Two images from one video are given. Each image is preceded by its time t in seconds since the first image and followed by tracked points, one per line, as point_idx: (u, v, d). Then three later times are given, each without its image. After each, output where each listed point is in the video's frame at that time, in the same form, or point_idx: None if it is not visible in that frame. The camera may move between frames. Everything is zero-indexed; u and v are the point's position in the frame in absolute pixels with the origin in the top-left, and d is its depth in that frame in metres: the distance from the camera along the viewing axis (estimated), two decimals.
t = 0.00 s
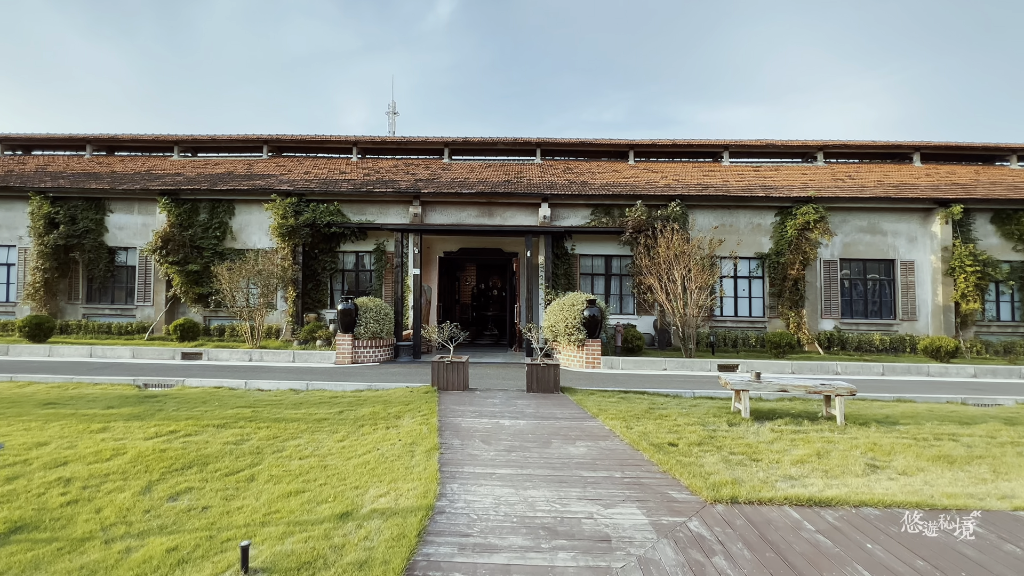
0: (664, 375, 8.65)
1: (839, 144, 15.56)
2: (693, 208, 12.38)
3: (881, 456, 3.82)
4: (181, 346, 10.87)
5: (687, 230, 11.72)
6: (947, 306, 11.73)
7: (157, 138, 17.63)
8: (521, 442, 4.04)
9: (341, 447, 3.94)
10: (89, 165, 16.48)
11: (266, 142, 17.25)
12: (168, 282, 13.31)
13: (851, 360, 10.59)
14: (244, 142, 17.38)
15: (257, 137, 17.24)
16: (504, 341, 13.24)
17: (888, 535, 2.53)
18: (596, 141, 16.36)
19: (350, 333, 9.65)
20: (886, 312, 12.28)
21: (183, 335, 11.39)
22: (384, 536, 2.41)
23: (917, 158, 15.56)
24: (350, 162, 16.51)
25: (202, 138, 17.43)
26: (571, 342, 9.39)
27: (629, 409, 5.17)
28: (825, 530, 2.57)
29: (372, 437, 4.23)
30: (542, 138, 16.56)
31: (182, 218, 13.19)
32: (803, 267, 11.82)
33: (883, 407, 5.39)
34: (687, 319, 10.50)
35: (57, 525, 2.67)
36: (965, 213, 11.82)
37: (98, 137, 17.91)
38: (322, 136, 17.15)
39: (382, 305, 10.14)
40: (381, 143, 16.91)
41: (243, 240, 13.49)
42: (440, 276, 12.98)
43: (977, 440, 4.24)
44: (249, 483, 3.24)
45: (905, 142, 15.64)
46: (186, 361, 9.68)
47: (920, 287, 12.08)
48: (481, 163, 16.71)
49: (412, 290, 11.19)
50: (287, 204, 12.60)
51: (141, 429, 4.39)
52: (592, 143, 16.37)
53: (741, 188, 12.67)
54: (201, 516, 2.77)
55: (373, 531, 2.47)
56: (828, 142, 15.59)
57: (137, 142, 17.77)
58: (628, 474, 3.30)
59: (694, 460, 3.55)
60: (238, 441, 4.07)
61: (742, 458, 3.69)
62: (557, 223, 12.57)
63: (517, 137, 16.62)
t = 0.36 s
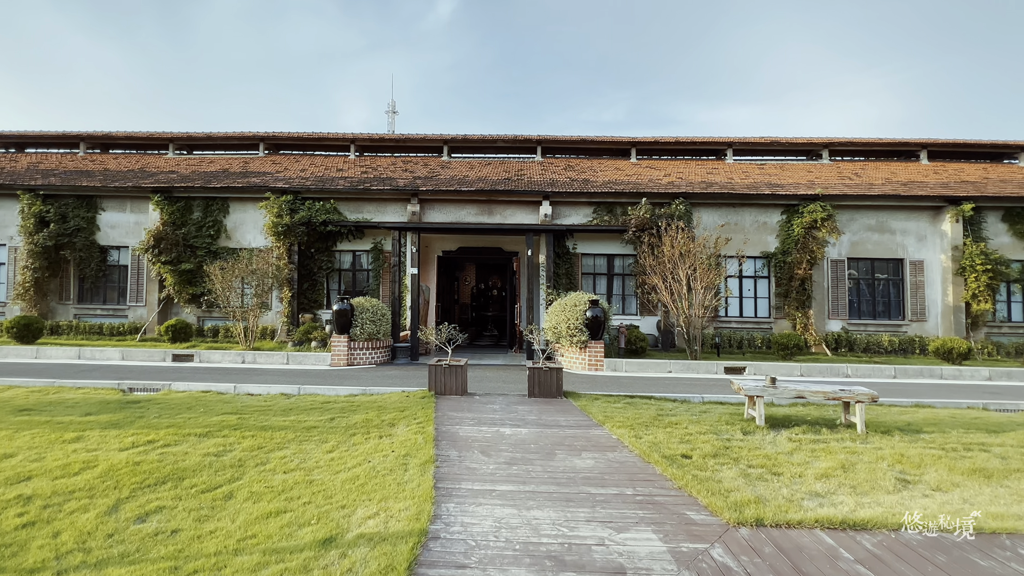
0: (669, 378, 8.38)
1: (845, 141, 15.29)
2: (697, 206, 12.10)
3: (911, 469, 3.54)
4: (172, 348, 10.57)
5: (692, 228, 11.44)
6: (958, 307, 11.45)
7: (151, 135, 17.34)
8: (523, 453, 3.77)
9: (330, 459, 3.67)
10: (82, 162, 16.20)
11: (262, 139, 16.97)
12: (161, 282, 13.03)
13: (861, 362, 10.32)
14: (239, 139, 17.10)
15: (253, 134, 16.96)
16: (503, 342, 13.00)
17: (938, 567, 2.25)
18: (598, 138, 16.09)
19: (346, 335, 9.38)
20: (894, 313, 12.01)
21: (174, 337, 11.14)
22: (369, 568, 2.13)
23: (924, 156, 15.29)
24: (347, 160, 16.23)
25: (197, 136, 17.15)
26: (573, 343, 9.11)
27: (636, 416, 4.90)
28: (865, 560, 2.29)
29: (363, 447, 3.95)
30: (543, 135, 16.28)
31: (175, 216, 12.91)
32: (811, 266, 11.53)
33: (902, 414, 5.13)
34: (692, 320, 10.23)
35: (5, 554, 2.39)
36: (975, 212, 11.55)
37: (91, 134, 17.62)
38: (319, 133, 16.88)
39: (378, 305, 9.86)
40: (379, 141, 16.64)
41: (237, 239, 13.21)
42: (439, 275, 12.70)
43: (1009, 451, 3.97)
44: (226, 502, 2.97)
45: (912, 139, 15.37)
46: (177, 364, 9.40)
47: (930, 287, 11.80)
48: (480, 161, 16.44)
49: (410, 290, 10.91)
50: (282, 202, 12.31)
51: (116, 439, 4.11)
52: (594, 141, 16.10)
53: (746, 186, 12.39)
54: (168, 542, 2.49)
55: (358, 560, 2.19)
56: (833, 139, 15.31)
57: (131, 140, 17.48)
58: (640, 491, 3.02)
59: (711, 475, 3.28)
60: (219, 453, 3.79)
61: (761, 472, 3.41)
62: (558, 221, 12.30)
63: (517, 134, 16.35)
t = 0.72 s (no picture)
0: (675, 380, 8.14)
1: (851, 138, 15.03)
2: (702, 204, 11.85)
3: (947, 481, 3.29)
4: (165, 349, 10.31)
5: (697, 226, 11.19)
6: (969, 307, 11.20)
7: (146, 132, 17.07)
8: (528, 463, 3.51)
9: (320, 471, 3.41)
10: (76, 160, 15.94)
11: (259, 136, 16.71)
12: (155, 281, 12.78)
13: (871, 363, 10.07)
14: (236, 137, 16.85)
15: (250, 131, 16.70)
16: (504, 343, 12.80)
17: None
18: (600, 135, 15.84)
19: (343, 335, 9.13)
20: (903, 313, 11.76)
21: (167, 337, 10.88)
22: None
23: (932, 154, 15.03)
24: (345, 157, 15.98)
25: (192, 133, 16.89)
26: (577, 344, 8.86)
27: (647, 422, 4.63)
28: None
29: (357, 456, 3.70)
30: (544, 132, 16.03)
31: (170, 214, 12.66)
32: (818, 265, 11.28)
33: (925, 420, 4.88)
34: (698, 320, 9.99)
35: None
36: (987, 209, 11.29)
37: (86, 131, 17.36)
38: (317, 130, 16.62)
39: (377, 304, 9.64)
40: (378, 138, 16.38)
41: (232, 237, 12.95)
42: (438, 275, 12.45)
43: None
44: (205, 520, 2.71)
45: (919, 136, 15.12)
46: (169, 365, 9.16)
47: (940, 286, 11.55)
48: (481, 158, 16.19)
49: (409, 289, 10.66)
50: (279, 200, 12.06)
51: (93, 448, 3.85)
52: (596, 138, 15.85)
53: (753, 183, 12.14)
54: (135, 569, 2.23)
55: None
56: (840, 136, 15.05)
57: (126, 137, 17.22)
58: (658, 508, 2.77)
59: (733, 489, 3.02)
60: (202, 463, 3.53)
61: (787, 485, 3.15)
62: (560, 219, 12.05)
63: (518, 131, 16.10)
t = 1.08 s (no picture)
0: (683, 384, 7.88)
1: (858, 136, 14.78)
2: (708, 202, 11.60)
3: (991, 500, 3.04)
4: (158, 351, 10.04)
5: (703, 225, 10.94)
6: (981, 307, 10.95)
7: (142, 130, 16.82)
8: (536, 479, 3.25)
9: (311, 488, 3.15)
10: (71, 158, 15.69)
11: (257, 134, 16.46)
12: (149, 282, 12.52)
13: (883, 366, 9.81)
14: (233, 135, 16.59)
15: (247, 129, 16.46)
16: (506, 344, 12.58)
17: None
18: (603, 133, 15.58)
19: (340, 337, 8.88)
20: (913, 314, 11.50)
21: (161, 339, 10.58)
22: None
23: (940, 152, 14.78)
24: (344, 156, 15.72)
25: (189, 132, 16.63)
26: (580, 346, 8.63)
27: (659, 432, 4.38)
28: None
29: (352, 471, 3.44)
30: (546, 130, 15.78)
31: (164, 213, 12.39)
32: (827, 265, 11.03)
33: (952, 429, 4.63)
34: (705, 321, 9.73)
35: None
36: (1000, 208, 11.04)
37: (81, 129, 17.11)
38: (315, 128, 16.36)
39: (376, 305, 9.39)
40: (377, 136, 16.12)
41: (228, 237, 12.68)
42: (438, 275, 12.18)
43: None
44: (181, 547, 2.45)
45: (927, 134, 14.87)
46: (161, 368, 8.92)
47: (952, 287, 11.30)
48: (481, 156, 15.94)
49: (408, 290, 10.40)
50: (276, 198, 11.81)
51: (69, 461, 3.59)
52: (599, 136, 15.59)
53: (759, 181, 11.89)
54: None
55: None
56: (846, 134, 14.80)
57: (121, 135, 16.96)
58: (682, 534, 2.51)
59: (762, 510, 2.76)
60: (183, 480, 3.27)
61: (818, 506, 2.89)
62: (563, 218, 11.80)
63: (519, 129, 15.85)
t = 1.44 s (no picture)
0: (690, 387, 7.64)
1: (863, 133, 14.54)
2: (713, 200, 11.36)
3: None
4: (150, 352, 9.79)
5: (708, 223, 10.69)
6: (993, 308, 10.71)
7: (137, 128, 16.58)
8: (542, 493, 3.01)
9: (299, 504, 2.90)
10: (65, 155, 15.45)
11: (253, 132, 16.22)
12: (142, 281, 12.29)
13: (893, 367, 9.57)
14: (230, 132, 16.35)
15: (244, 127, 16.22)
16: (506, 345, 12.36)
17: None
18: (605, 131, 15.35)
19: (337, 338, 8.65)
20: (923, 315, 11.26)
21: (154, 340, 10.34)
22: None
23: (947, 149, 14.53)
24: (342, 153, 15.48)
25: (185, 129, 16.39)
26: (583, 348, 8.39)
27: (670, 439, 4.13)
28: None
29: (343, 484, 3.19)
30: (547, 127, 15.54)
31: (158, 211, 12.16)
32: (835, 264, 10.79)
33: (979, 436, 4.38)
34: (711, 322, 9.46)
35: None
36: (1012, 205, 10.79)
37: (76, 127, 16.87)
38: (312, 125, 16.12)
39: (374, 305, 9.17)
40: (376, 133, 15.88)
41: (224, 235, 12.45)
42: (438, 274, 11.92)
43: None
44: (151, 573, 2.21)
45: (934, 131, 14.62)
46: (153, 370, 8.69)
47: (962, 286, 11.06)
48: (481, 154, 15.70)
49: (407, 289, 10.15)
50: (272, 195, 11.57)
51: (41, 472, 3.34)
52: (600, 133, 15.36)
53: (765, 179, 11.66)
54: None
55: None
56: (852, 131, 14.56)
57: (117, 132, 16.72)
58: (706, 558, 2.27)
59: (790, 530, 2.52)
60: (161, 495, 3.02)
61: (851, 523, 2.65)
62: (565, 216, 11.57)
63: (519, 127, 15.60)
